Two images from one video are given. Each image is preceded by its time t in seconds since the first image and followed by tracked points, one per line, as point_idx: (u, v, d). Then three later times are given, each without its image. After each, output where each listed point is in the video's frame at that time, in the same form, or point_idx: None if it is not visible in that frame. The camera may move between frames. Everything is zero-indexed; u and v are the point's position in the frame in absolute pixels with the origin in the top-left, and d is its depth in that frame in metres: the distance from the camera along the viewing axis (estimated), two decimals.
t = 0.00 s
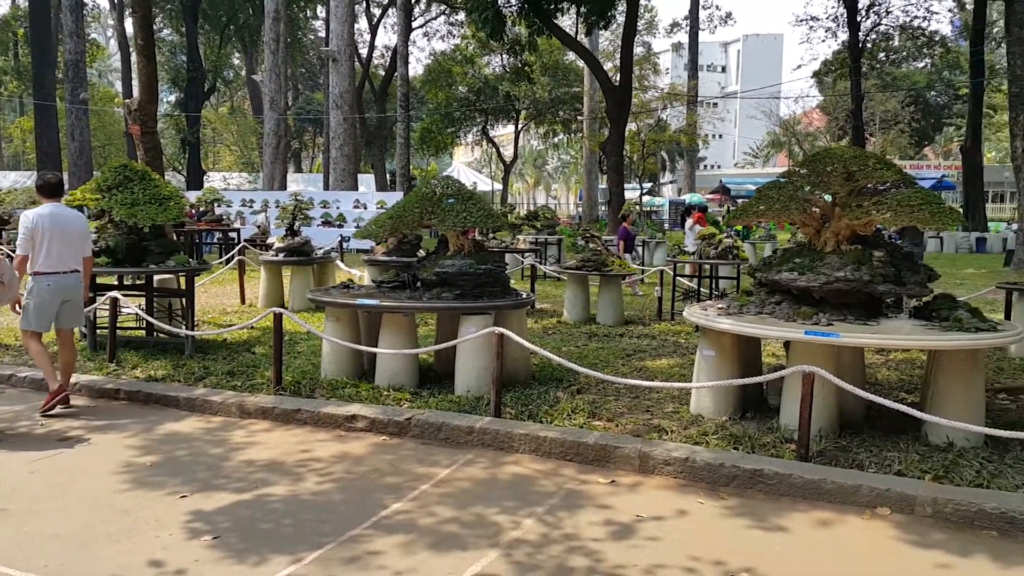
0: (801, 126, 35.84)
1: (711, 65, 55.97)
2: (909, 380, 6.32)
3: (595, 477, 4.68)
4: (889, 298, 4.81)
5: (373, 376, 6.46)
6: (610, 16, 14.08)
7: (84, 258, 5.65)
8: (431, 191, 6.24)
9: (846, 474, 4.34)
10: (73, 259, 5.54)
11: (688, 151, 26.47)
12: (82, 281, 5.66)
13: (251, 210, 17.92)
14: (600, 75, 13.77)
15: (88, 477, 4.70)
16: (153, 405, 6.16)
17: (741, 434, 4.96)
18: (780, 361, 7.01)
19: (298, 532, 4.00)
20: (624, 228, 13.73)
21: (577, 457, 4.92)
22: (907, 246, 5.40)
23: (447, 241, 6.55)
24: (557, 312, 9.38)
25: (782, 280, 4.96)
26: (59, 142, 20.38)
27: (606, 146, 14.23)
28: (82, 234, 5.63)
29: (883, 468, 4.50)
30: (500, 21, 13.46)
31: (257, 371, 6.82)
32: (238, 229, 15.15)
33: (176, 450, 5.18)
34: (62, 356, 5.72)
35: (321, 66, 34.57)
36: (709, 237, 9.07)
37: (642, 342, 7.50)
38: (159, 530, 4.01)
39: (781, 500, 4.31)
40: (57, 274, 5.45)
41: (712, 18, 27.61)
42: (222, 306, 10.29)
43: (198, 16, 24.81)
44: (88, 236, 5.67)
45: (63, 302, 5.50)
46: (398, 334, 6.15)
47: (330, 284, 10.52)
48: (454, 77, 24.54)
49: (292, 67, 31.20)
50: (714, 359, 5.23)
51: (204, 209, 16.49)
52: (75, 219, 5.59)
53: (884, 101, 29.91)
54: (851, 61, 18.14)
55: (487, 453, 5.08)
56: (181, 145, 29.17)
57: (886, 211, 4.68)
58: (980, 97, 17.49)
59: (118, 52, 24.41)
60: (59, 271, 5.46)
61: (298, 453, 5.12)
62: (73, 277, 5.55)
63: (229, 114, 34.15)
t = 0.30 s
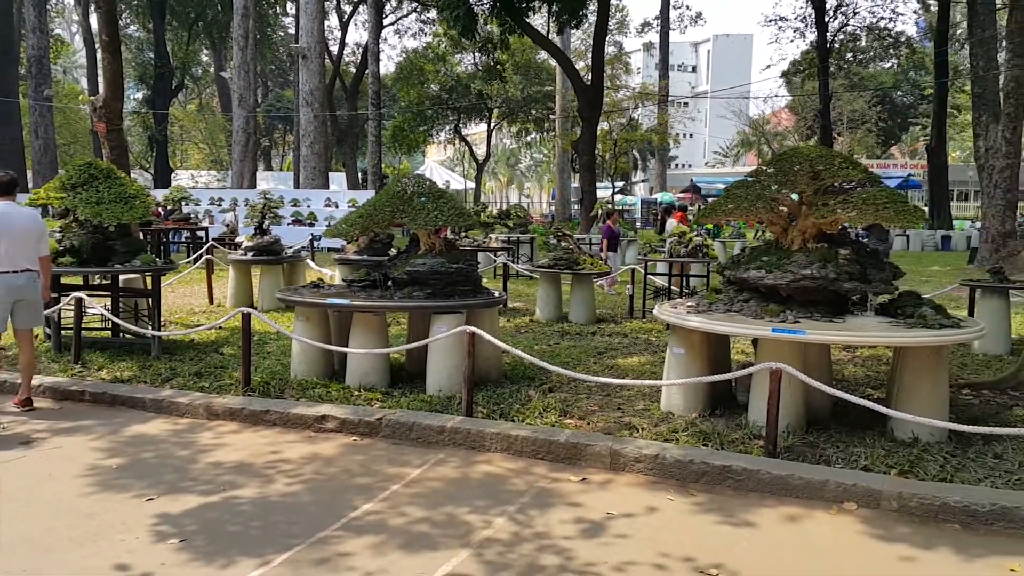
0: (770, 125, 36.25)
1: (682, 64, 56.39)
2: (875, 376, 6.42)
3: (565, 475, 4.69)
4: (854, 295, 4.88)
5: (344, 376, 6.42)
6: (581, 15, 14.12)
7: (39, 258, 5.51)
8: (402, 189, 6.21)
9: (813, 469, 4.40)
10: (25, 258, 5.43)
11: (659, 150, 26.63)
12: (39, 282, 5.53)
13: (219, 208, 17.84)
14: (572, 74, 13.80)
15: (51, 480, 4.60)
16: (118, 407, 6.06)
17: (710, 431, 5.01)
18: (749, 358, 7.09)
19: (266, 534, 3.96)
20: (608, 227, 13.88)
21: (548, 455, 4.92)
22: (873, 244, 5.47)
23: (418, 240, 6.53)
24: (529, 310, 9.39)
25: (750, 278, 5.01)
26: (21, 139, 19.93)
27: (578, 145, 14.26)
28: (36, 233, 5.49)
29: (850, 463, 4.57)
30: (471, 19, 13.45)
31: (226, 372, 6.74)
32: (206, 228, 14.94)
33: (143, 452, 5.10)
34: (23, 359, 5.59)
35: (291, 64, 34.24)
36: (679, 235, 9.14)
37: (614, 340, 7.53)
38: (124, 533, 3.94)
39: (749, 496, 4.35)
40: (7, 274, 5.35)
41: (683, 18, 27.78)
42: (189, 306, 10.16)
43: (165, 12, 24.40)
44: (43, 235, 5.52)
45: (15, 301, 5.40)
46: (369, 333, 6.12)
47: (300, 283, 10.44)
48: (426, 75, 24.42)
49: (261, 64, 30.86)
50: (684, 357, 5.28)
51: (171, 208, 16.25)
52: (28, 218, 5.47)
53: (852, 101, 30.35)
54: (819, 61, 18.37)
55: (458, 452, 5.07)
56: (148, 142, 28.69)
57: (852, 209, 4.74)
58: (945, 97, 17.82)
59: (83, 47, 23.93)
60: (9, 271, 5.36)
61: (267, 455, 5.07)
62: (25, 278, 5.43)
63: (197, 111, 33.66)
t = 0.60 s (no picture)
0: (738, 125, 36.68)
1: (651, 65, 56.80)
2: (840, 373, 6.53)
3: (535, 474, 4.70)
4: (819, 293, 4.95)
5: (312, 377, 6.37)
6: (551, 15, 14.16)
7: None
8: (372, 188, 6.16)
9: (779, 466, 4.45)
10: None
11: (629, 150, 26.78)
12: None
13: (185, 207, 17.63)
14: (542, 74, 13.83)
15: (9, 485, 4.50)
16: (80, 410, 5.95)
17: (679, 428, 5.05)
18: (716, 356, 7.16)
19: (233, 536, 3.92)
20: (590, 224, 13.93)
21: (518, 454, 4.92)
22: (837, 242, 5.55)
23: (388, 238, 6.49)
24: (500, 309, 9.40)
25: (717, 277, 5.06)
26: None
27: (548, 145, 14.29)
28: None
29: (814, 459, 4.63)
30: (441, 18, 13.40)
31: (191, 374, 6.65)
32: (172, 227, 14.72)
33: (106, 455, 5.01)
34: None
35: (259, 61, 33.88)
36: (647, 234, 9.21)
37: (584, 339, 7.56)
38: (86, 538, 3.86)
39: (716, 492, 4.40)
40: None
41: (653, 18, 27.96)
42: (154, 306, 10.00)
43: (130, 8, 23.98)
44: None
45: None
46: (337, 333, 6.07)
47: (268, 283, 10.33)
48: (396, 73, 24.33)
49: (229, 61, 30.49)
50: (652, 355, 5.31)
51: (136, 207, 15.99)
52: None
53: (818, 102, 30.78)
54: (786, 62, 18.62)
55: (428, 453, 5.06)
56: (113, 141, 28.18)
57: (816, 208, 4.80)
58: (908, 97, 18.15)
59: (45, 44, 23.44)
60: None
61: (233, 457, 5.01)
62: None
63: (163, 110, 33.13)
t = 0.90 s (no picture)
0: (708, 125, 37.00)
1: (622, 65, 57.10)
2: (808, 370, 6.61)
3: (507, 474, 4.70)
4: (787, 291, 5.01)
5: (282, 379, 6.32)
6: (522, 15, 14.17)
7: None
8: (342, 187, 6.11)
9: (748, 463, 4.50)
10: None
11: (601, 149, 26.89)
12: None
13: (152, 207, 17.38)
14: (513, 73, 13.83)
15: None
16: (44, 414, 5.84)
17: (649, 426, 5.09)
18: (687, 354, 7.21)
19: (201, 540, 3.87)
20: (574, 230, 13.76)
21: (489, 454, 4.92)
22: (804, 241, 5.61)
23: (359, 239, 6.45)
24: (473, 309, 9.39)
25: (686, 276, 5.10)
26: None
27: (520, 144, 14.30)
28: None
29: (783, 455, 4.69)
30: (412, 17, 13.34)
31: (159, 376, 6.55)
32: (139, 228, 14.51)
33: (71, 460, 4.91)
34: None
35: (228, 60, 33.49)
36: (618, 234, 9.26)
37: (556, 338, 7.58)
38: (49, 544, 3.79)
39: (687, 489, 4.43)
40: None
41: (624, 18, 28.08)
42: (121, 308, 9.85)
43: (95, 5, 23.55)
44: None
45: None
46: (308, 334, 6.02)
47: (237, 284, 10.23)
48: (368, 72, 24.24)
49: (197, 60, 30.10)
50: (623, 354, 5.34)
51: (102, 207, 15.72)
52: None
53: (787, 102, 31.18)
54: (755, 63, 18.83)
55: (399, 454, 5.03)
56: (78, 140, 27.65)
57: (783, 208, 4.86)
58: (875, 97, 18.42)
59: (7, 41, 22.91)
60: None
61: (201, 460, 4.95)
62: None
63: (130, 108, 32.60)
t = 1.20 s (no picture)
0: (681, 126, 37.29)
1: (595, 66, 57.37)
2: (779, 369, 6.69)
3: (480, 475, 4.70)
4: (756, 292, 5.06)
5: (253, 381, 6.26)
6: (496, 16, 14.17)
7: None
8: (313, 188, 6.07)
9: (719, 461, 4.54)
10: None
11: (575, 150, 26.99)
12: None
13: (121, 208, 17.14)
14: (487, 73, 13.82)
15: None
16: (9, 419, 5.73)
17: (622, 426, 5.11)
18: (660, 354, 7.26)
19: (170, 545, 3.82)
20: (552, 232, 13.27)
21: (462, 455, 4.91)
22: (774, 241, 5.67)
23: (330, 239, 6.41)
24: (447, 310, 9.37)
25: (658, 276, 5.14)
26: None
27: (494, 145, 14.30)
28: None
29: (753, 453, 4.74)
30: (385, 17, 13.26)
31: (127, 379, 6.46)
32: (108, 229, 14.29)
33: (36, 465, 4.82)
34: None
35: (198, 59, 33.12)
36: (590, 234, 9.30)
37: (530, 339, 7.59)
38: (14, 551, 3.71)
39: (659, 488, 4.46)
40: None
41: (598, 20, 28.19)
42: (89, 310, 9.69)
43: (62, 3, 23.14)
44: None
45: None
46: (278, 335, 5.97)
47: (208, 285, 10.12)
48: (340, 72, 24.10)
49: (167, 59, 29.71)
50: (595, 354, 5.37)
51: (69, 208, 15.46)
52: None
53: (758, 103, 31.52)
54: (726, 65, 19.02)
55: (372, 456, 5.01)
56: (45, 140, 27.17)
57: (752, 209, 4.91)
58: (844, 98, 18.62)
59: None
60: None
61: (171, 464, 4.88)
62: None
63: (98, 108, 32.09)
